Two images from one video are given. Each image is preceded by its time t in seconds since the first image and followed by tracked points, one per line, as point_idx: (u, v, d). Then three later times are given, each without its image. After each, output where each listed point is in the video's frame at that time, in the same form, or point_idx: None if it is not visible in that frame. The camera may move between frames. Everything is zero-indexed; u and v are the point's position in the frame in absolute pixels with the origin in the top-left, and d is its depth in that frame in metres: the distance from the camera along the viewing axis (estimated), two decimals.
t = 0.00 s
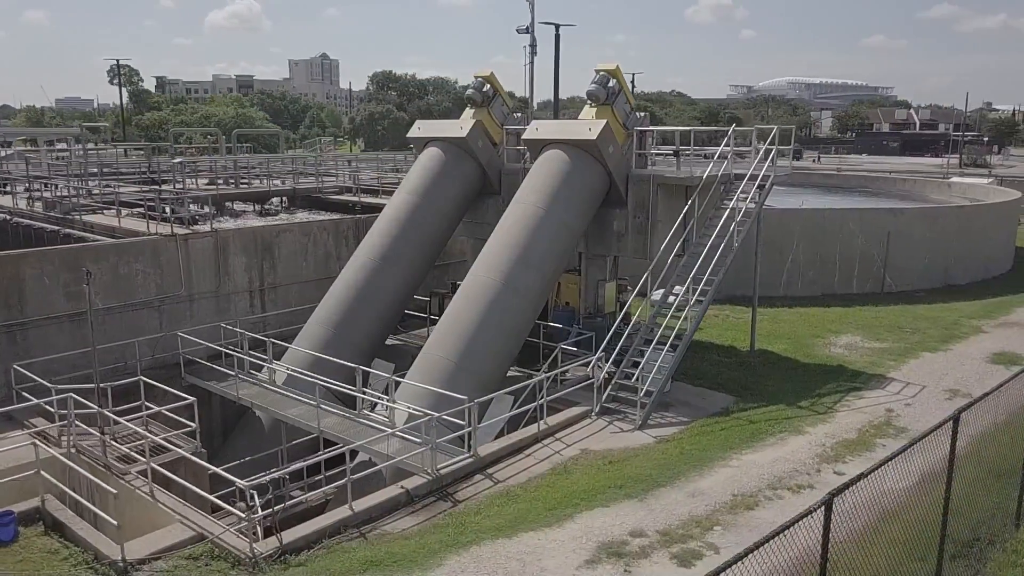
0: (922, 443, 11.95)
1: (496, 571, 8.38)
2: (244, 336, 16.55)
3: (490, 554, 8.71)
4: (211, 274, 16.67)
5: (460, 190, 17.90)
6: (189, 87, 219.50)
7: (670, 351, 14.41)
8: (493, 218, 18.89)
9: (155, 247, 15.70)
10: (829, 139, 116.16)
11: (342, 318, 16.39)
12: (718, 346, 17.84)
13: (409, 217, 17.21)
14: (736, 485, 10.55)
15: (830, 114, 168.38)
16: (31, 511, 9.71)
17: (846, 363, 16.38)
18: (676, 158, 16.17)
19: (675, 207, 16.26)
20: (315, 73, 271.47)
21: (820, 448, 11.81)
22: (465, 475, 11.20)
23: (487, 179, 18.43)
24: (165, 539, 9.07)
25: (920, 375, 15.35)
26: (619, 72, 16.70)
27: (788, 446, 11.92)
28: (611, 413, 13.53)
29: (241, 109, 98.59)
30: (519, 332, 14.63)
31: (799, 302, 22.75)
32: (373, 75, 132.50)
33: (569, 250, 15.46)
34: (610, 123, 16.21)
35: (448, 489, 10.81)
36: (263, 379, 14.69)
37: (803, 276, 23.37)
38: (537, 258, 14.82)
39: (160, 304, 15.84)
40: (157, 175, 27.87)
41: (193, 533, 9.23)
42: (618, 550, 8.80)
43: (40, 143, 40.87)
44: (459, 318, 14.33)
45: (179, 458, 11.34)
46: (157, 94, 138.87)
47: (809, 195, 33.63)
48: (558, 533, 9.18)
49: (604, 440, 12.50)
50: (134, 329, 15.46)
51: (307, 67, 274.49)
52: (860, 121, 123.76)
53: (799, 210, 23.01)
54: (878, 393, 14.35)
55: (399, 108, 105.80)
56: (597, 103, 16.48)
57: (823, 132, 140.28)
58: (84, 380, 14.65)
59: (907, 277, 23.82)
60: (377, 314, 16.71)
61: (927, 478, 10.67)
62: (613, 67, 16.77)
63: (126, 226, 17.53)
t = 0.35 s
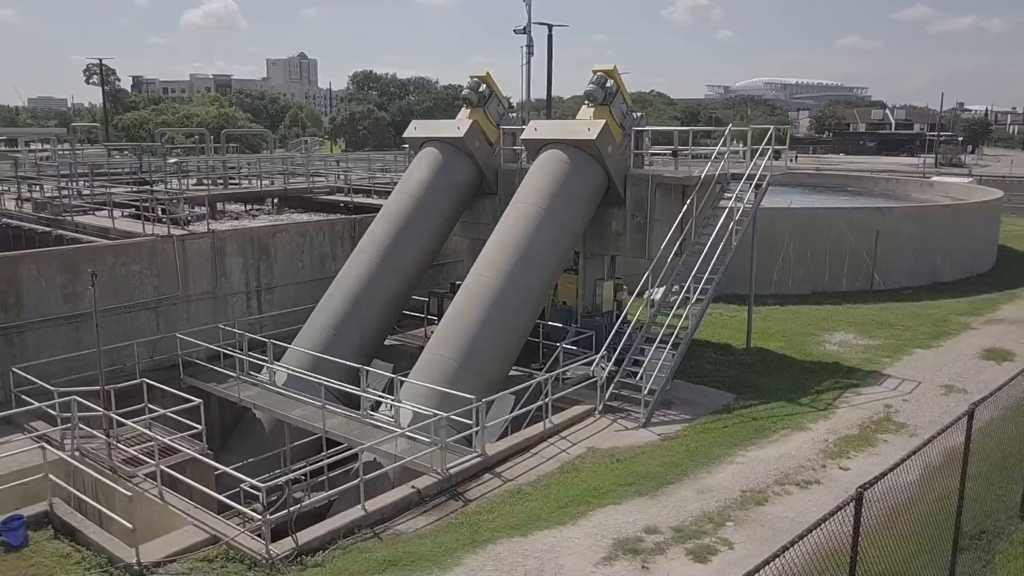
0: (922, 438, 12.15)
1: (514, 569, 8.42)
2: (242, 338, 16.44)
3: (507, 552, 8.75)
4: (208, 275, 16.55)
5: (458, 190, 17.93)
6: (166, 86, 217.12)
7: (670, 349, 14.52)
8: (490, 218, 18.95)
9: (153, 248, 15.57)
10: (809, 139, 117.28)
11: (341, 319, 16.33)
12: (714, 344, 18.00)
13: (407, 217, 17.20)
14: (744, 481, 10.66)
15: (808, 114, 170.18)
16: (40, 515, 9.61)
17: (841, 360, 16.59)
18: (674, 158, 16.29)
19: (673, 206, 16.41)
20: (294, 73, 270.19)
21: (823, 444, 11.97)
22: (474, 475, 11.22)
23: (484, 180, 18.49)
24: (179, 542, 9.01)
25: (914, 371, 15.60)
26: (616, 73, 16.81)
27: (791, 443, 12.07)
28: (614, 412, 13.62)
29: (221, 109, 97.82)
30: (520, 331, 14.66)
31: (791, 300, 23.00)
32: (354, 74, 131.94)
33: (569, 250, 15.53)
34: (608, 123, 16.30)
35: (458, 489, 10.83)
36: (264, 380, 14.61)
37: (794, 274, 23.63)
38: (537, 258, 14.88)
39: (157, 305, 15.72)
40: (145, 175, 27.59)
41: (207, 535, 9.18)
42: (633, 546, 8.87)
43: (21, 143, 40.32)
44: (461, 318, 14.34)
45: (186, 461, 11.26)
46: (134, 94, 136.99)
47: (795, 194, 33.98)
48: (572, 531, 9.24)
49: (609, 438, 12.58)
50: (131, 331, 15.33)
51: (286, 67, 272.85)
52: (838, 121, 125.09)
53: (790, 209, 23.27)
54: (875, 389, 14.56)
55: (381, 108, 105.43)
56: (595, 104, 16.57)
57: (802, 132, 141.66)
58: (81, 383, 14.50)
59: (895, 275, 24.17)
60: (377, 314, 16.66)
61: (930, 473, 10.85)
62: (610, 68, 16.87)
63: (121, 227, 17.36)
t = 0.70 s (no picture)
0: (922, 433, 12.35)
1: (534, 566, 8.47)
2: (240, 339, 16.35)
3: (525, 550, 8.80)
4: (205, 276, 16.44)
5: (456, 190, 17.95)
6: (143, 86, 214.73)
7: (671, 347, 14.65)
8: (487, 218, 19.00)
9: (150, 249, 15.44)
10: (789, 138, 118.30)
11: (341, 319, 16.27)
12: (710, 342, 18.17)
13: (405, 216, 17.18)
14: (752, 476, 10.79)
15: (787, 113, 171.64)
16: (50, 519, 9.53)
17: (836, 356, 16.81)
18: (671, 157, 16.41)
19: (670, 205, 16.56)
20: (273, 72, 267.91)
21: (826, 439, 12.13)
22: (483, 473, 11.24)
23: (481, 179, 18.52)
24: (194, 544, 8.97)
25: (909, 368, 15.84)
26: (613, 73, 16.92)
27: (794, 438, 12.22)
28: (617, 409, 13.71)
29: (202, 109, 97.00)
30: (523, 330, 14.70)
31: (782, 298, 23.27)
32: (334, 73, 131.29)
33: (569, 248, 15.60)
34: (606, 122, 16.40)
35: (468, 488, 10.85)
36: (265, 382, 14.55)
37: (785, 273, 23.89)
38: (539, 257, 14.93)
39: (154, 307, 15.59)
40: (132, 174, 27.32)
41: (222, 537, 9.14)
42: (649, 542, 8.95)
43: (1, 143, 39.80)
44: (464, 317, 14.36)
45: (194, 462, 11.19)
46: (111, 92, 135.43)
47: (782, 192, 34.29)
48: (587, 528, 9.30)
49: (614, 436, 12.67)
50: (129, 333, 15.20)
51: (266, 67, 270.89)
52: (817, 121, 126.37)
53: (781, 208, 23.51)
54: (872, 385, 14.76)
55: (363, 108, 104.98)
56: (592, 104, 16.68)
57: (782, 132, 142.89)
58: (80, 386, 14.38)
59: (883, 272, 24.53)
60: (376, 315, 16.61)
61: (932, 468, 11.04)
62: (607, 68, 16.99)
63: (115, 228, 17.21)
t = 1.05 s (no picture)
0: (922, 428, 12.55)
1: (552, 562, 8.52)
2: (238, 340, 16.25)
3: (542, 547, 8.85)
4: (203, 277, 16.33)
5: (453, 190, 17.95)
6: (119, 85, 212.25)
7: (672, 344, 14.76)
8: (484, 217, 19.03)
9: (147, 250, 15.31)
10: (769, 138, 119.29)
11: (341, 319, 16.21)
12: (706, 340, 18.33)
13: (404, 216, 17.16)
14: (760, 472, 10.91)
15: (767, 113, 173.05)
16: (60, 522, 9.45)
17: (832, 353, 17.02)
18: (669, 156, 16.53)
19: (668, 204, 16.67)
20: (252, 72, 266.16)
21: (829, 435, 12.29)
22: (492, 472, 11.27)
23: (478, 179, 18.54)
24: (209, 545, 8.93)
25: (904, 364, 16.07)
26: (611, 73, 17.02)
27: (798, 434, 12.36)
28: (620, 407, 13.79)
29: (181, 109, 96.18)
30: (525, 329, 14.74)
31: (774, 296, 23.54)
32: (314, 72, 130.47)
33: (569, 248, 15.67)
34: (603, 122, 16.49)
35: (479, 486, 10.88)
36: (266, 382, 14.47)
37: (775, 270, 24.19)
38: (539, 256, 14.98)
39: (152, 308, 15.46)
40: (120, 174, 27.04)
41: (236, 538, 9.09)
42: (664, 538, 9.03)
43: None
44: (467, 317, 14.37)
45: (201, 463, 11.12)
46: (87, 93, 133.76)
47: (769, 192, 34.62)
48: (601, 524, 9.37)
49: (620, 433, 12.76)
50: (126, 335, 15.07)
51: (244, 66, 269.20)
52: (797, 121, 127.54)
53: (772, 207, 23.81)
54: (869, 382, 14.96)
55: (345, 108, 104.48)
56: (590, 103, 16.76)
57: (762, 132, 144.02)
58: (78, 389, 14.24)
59: (872, 270, 24.89)
60: (376, 315, 16.57)
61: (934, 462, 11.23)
62: (605, 68, 17.08)
63: (110, 228, 17.05)
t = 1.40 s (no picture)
0: (921, 423, 12.75)
1: (571, 558, 8.58)
2: (236, 341, 16.14)
3: (558, 543, 8.90)
4: (200, 277, 16.21)
5: (450, 189, 17.93)
6: (94, 85, 209.63)
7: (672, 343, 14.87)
8: (480, 216, 19.05)
9: (145, 250, 15.18)
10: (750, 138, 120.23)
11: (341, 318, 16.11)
12: (702, 337, 18.49)
13: (402, 215, 17.10)
14: (767, 467, 11.04)
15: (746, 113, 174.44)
16: (70, 524, 9.37)
17: (827, 350, 17.23)
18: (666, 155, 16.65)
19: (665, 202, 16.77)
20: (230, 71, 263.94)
21: (831, 430, 12.46)
22: (501, 469, 11.30)
23: (474, 178, 18.55)
24: (224, 545, 8.90)
25: (898, 360, 16.31)
26: (608, 72, 17.13)
27: (800, 430, 12.52)
28: (622, 405, 13.89)
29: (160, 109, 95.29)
30: (527, 328, 14.76)
31: (764, 293, 23.79)
32: (293, 72, 129.65)
33: (569, 247, 15.73)
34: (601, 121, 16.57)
35: (489, 484, 10.91)
36: (267, 382, 14.40)
37: (766, 268, 24.45)
38: (540, 255, 15.03)
39: (149, 309, 15.33)
40: (107, 174, 26.76)
41: (251, 539, 9.04)
42: (679, 533, 9.11)
43: None
44: (469, 316, 14.36)
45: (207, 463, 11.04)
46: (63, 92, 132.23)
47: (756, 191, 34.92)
48: (616, 520, 9.45)
49: (624, 430, 12.85)
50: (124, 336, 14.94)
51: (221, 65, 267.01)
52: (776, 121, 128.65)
53: (763, 206, 24.06)
54: (866, 378, 15.17)
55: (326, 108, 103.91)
56: (588, 102, 16.85)
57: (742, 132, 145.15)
58: (76, 391, 14.09)
59: (860, 267, 25.22)
60: (375, 314, 16.49)
61: (936, 457, 11.44)
62: (602, 68, 17.18)
63: (104, 229, 16.88)
